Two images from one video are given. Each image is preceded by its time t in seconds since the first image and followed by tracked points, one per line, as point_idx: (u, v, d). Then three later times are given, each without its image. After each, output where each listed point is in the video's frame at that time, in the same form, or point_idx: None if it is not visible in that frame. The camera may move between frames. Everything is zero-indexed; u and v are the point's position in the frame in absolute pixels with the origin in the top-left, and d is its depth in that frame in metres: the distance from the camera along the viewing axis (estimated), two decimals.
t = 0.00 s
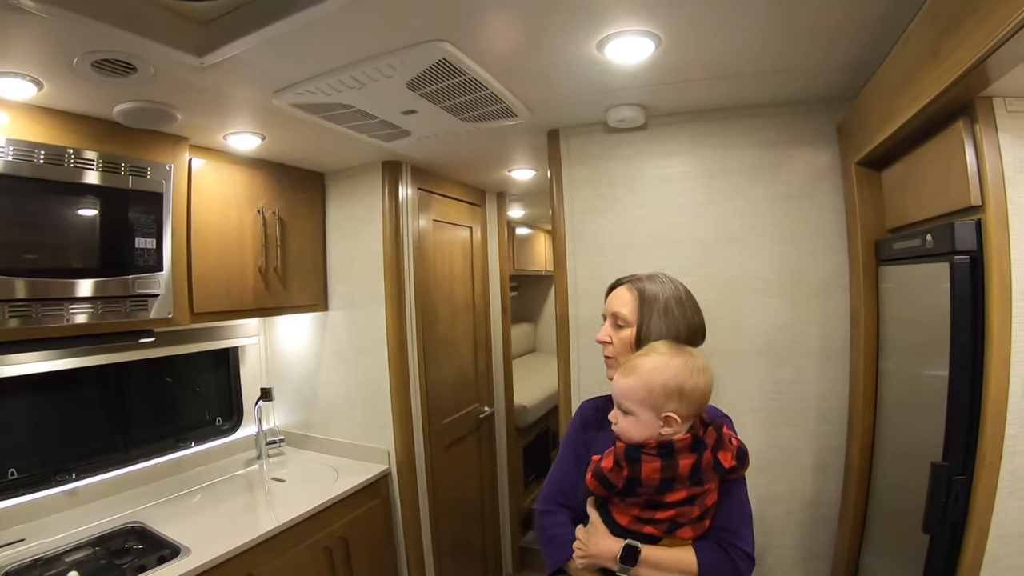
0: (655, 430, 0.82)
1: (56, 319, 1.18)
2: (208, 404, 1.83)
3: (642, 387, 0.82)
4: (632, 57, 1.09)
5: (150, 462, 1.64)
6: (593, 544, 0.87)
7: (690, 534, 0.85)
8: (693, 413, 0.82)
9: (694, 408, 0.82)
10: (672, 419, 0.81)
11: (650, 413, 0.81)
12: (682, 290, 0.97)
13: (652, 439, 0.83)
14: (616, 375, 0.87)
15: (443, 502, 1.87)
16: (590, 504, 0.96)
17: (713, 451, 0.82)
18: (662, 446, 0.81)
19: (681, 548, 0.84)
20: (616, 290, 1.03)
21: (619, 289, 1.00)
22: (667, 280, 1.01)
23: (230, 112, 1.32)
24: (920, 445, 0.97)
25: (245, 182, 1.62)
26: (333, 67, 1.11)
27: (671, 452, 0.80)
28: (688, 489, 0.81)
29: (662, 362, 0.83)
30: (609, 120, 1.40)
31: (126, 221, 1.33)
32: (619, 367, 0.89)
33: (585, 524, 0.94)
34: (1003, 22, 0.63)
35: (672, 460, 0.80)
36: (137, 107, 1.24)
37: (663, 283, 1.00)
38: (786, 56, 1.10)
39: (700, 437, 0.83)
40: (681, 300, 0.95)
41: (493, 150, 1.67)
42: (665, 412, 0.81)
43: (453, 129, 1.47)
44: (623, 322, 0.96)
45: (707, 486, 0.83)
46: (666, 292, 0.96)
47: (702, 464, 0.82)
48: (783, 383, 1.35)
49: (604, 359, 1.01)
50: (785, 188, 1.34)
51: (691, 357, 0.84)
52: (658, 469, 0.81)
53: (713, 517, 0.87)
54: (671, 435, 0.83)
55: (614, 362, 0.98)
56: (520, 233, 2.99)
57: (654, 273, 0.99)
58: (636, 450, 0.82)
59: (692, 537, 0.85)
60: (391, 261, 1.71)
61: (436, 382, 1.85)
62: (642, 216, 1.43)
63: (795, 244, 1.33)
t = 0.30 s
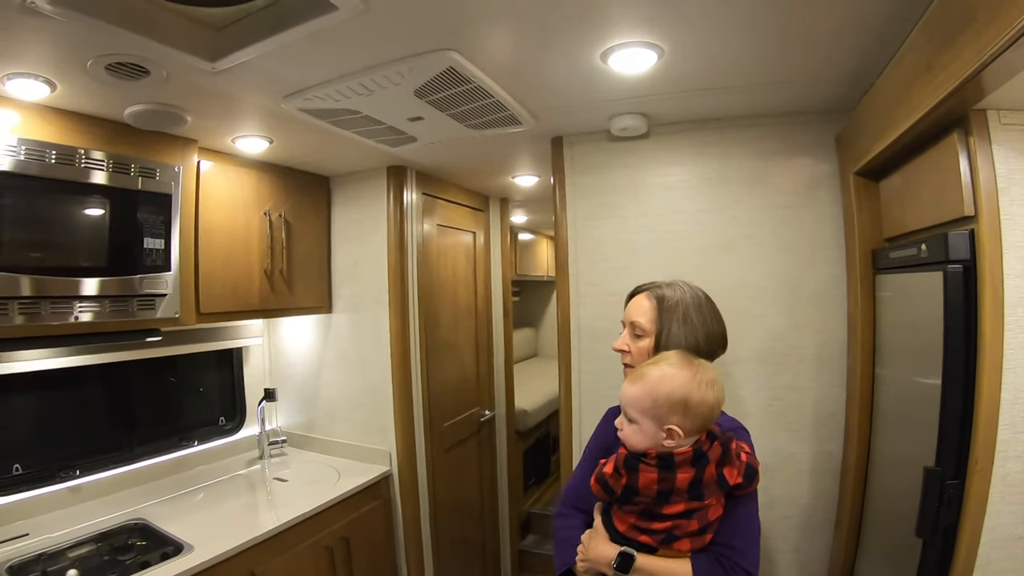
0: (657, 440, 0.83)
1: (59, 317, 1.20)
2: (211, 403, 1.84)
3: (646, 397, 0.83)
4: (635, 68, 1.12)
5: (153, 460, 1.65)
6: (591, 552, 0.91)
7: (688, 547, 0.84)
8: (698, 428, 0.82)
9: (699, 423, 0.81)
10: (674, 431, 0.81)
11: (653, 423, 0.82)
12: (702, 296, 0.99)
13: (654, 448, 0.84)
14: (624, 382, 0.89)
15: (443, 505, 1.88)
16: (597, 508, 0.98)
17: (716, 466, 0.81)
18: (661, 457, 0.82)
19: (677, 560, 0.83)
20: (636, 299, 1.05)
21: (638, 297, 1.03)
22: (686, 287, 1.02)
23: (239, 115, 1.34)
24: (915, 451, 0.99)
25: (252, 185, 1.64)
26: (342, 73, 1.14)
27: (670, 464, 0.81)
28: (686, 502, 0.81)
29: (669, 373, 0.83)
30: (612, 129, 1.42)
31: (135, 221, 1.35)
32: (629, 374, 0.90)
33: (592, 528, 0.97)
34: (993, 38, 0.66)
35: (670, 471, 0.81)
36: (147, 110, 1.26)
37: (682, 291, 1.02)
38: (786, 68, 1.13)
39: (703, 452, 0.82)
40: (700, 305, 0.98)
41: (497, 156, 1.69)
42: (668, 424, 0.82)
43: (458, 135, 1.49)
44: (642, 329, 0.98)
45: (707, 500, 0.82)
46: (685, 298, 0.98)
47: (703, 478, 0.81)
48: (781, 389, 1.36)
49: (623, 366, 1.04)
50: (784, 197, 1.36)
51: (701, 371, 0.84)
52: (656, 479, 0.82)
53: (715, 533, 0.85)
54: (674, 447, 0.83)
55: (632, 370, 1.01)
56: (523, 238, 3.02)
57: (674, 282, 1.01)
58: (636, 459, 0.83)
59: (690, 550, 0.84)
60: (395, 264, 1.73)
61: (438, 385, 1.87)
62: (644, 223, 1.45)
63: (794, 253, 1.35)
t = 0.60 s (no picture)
0: (641, 450, 0.83)
1: (59, 311, 1.20)
2: (215, 399, 1.86)
3: (629, 408, 0.83)
4: (644, 79, 1.14)
5: (159, 454, 1.66)
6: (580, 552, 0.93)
7: (673, 553, 0.84)
8: (682, 436, 0.82)
9: (683, 432, 0.81)
10: (657, 441, 0.81)
11: (636, 434, 0.82)
12: (701, 301, 0.99)
13: (639, 457, 0.84)
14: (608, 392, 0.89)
15: (444, 505, 1.89)
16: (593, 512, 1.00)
17: (700, 474, 0.81)
18: (646, 465, 0.82)
19: (661, 566, 0.84)
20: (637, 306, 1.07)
21: (638, 305, 1.05)
22: (685, 291, 1.03)
23: (253, 116, 1.36)
24: (911, 460, 1.01)
25: (263, 184, 1.66)
26: (356, 77, 1.16)
27: (654, 472, 0.82)
28: (670, 509, 0.82)
29: (652, 384, 0.82)
30: (620, 137, 1.45)
31: (148, 218, 1.37)
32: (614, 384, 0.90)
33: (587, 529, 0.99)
34: (993, 61, 0.68)
35: (653, 479, 0.82)
36: (163, 108, 1.28)
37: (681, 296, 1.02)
38: (791, 82, 1.15)
39: (688, 460, 0.81)
40: (698, 309, 0.98)
41: (506, 161, 1.72)
42: (651, 434, 0.82)
43: (468, 140, 1.51)
44: (640, 334, 1.00)
45: (691, 509, 0.83)
46: (683, 302, 0.99)
47: (687, 487, 0.81)
48: (781, 396, 1.39)
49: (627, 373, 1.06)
50: (788, 208, 1.38)
51: (685, 380, 0.83)
52: (640, 487, 0.83)
53: (701, 540, 0.86)
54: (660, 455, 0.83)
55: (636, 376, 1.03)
56: (527, 242, 3.04)
57: (672, 287, 1.02)
58: (621, 467, 0.85)
59: (676, 557, 0.85)
60: (403, 265, 1.75)
61: (441, 385, 1.88)
62: (650, 230, 1.48)
63: (797, 262, 1.37)
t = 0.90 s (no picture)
0: (646, 451, 0.84)
1: (63, 299, 1.21)
2: (219, 393, 1.87)
3: (633, 411, 0.83)
4: (655, 88, 1.17)
5: (161, 446, 1.67)
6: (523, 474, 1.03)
7: (675, 548, 0.86)
8: (686, 435, 0.83)
9: (687, 430, 0.82)
10: (662, 442, 0.82)
11: (641, 436, 0.83)
12: (696, 300, 1.02)
13: (643, 458, 0.85)
14: (610, 395, 0.89)
15: (444, 503, 1.91)
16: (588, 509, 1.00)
17: (705, 473, 0.82)
18: (652, 466, 0.83)
19: (665, 561, 0.86)
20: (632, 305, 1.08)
21: (634, 304, 1.07)
22: (679, 290, 1.05)
23: (268, 113, 1.38)
24: (906, 464, 1.03)
25: (274, 180, 1.68)
26: (373, 79, 1.18)
27: (661, 472, 0.82)
28: (676, 508, 0.83)
29: (654, 386, 0.83)
30: (627, 144, 1.48)
31: (161, 210, 1.39)
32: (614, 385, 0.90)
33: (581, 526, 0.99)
34: (992, 78, 0.71)
35: (660, 480, 0.82)
36: (179, 103, 1.30)
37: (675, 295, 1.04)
38: (796, 94, 1.19)
39: (692, 459, 0.83)
40: (693, 308, 1.01)
41: (514, 165, 1.75)
42: (656, 435, 0.82)
43: (479, 143, 1.54)
44: (636, 332, 1.02)
45: (695, 506, 0.84)
46: (679, 301, 1.01)
47: (693, 486, 0.83)
48: (780, 401, 1.41)
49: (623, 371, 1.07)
50: (791, 217, 1.41)
51: (685, 379, 0.84)
52: (648, 488, 0.83)
53: (702, 536, 0.88)
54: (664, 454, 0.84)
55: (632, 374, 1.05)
56: (530, 246, 3.07)
57: (666, 287, 1.04)
58: (626, 468, 0.85)
59: (678, 552, 0.87)
60: (410, 264, 1.77)
61: (444, 385, 1.90)
62: (654, 235, 1.51)
63: (798, 270, 1.40)
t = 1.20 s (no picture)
0: (659, 447, 0.84)
1: (74, 293, 1.22)
2: (226, 389, 1.88)
3: (649, 406, 0.84)
4: (662, 91, 1.19)
5: (170, 441, 1.69)
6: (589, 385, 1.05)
7: (682, 544, 0.88)
8: (699, 433, 0.83)
9: (701, 429, 0.83)
10: (676, 439, 0.82)
11: (654, 432, 0.83)
12: (701, 303, 1.03)
13: (656, 454, 0.85)
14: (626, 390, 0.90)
15: (448, 501, 1.92)
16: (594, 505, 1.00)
17: (716, 471, 0.85)
18: (665, 462, 0.84)
19: (672, 556, 0.87)
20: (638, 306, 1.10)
21: (640, 304, 1.09)
22: (685, 292, 1.07)
23: (280, 113, 1.41)
24: (906, 463, 1.05)
25: (284, 179, 1.70)
26: (384, 80, 1.21)
27: (673, 468, 0.84)
28: (687, 505, 0.85)
29: (670, 383, 0.84)
30: (634, 146, 1.50)
31: (173, 207, 1.41)
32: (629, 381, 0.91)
33: (588, 521, 1.01)
34: (991, 85, 0.73)
35: (673, 476, 0.84)
36: (192, 102, 1.32)
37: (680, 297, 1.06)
38: (800, 99, 1.21)
39: (705, 457, 0.85)
40: (698, 310, 1.02)
41: (523, 166, 1.77)
42: (670, 431, 0.83)
43: (487, 144, 1.56)
44: (641, 332, 1.04)
45: (705, 504, 0.86)
46: (684, 303, 1.03)
47: (703, 483, 0.85)
48: (782, 402, 1.43)
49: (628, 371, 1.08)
50: (794, 220, 1.43)
51: (700, 378, 0.85)
52: (660, 483, 0.85)
53: (709, 531, 0.89)
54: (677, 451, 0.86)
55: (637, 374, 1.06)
56: (536, 247, 3.09)
57: (672, 289, 1.06)
58: (640, 464, 0.86)
59: (685, 548, 0.88)
60: (418, 264, 1.80)
61: (450, 383, 1.92)
62: (660, 237, 1.53)
63: (801, 272, 1.42)
